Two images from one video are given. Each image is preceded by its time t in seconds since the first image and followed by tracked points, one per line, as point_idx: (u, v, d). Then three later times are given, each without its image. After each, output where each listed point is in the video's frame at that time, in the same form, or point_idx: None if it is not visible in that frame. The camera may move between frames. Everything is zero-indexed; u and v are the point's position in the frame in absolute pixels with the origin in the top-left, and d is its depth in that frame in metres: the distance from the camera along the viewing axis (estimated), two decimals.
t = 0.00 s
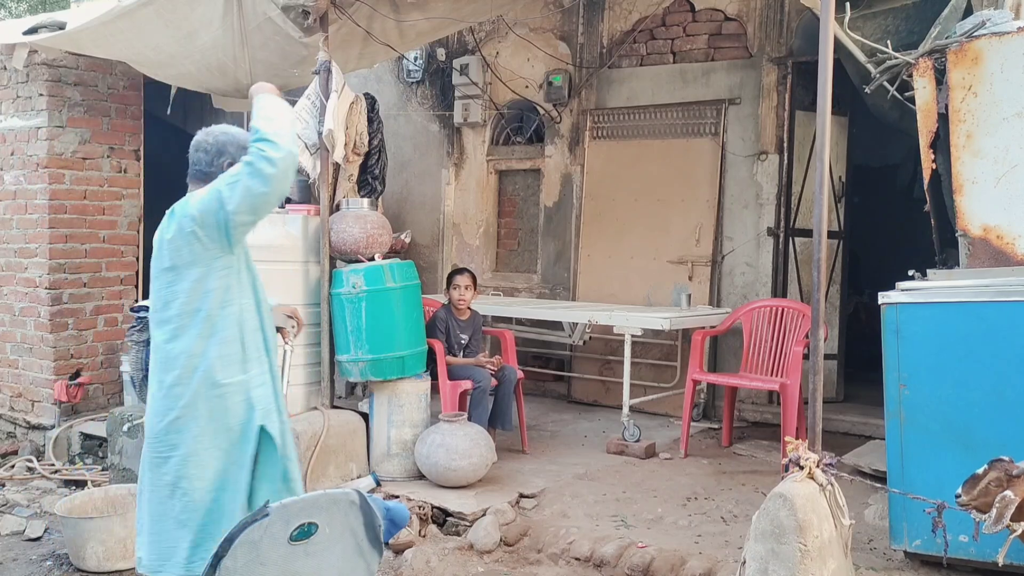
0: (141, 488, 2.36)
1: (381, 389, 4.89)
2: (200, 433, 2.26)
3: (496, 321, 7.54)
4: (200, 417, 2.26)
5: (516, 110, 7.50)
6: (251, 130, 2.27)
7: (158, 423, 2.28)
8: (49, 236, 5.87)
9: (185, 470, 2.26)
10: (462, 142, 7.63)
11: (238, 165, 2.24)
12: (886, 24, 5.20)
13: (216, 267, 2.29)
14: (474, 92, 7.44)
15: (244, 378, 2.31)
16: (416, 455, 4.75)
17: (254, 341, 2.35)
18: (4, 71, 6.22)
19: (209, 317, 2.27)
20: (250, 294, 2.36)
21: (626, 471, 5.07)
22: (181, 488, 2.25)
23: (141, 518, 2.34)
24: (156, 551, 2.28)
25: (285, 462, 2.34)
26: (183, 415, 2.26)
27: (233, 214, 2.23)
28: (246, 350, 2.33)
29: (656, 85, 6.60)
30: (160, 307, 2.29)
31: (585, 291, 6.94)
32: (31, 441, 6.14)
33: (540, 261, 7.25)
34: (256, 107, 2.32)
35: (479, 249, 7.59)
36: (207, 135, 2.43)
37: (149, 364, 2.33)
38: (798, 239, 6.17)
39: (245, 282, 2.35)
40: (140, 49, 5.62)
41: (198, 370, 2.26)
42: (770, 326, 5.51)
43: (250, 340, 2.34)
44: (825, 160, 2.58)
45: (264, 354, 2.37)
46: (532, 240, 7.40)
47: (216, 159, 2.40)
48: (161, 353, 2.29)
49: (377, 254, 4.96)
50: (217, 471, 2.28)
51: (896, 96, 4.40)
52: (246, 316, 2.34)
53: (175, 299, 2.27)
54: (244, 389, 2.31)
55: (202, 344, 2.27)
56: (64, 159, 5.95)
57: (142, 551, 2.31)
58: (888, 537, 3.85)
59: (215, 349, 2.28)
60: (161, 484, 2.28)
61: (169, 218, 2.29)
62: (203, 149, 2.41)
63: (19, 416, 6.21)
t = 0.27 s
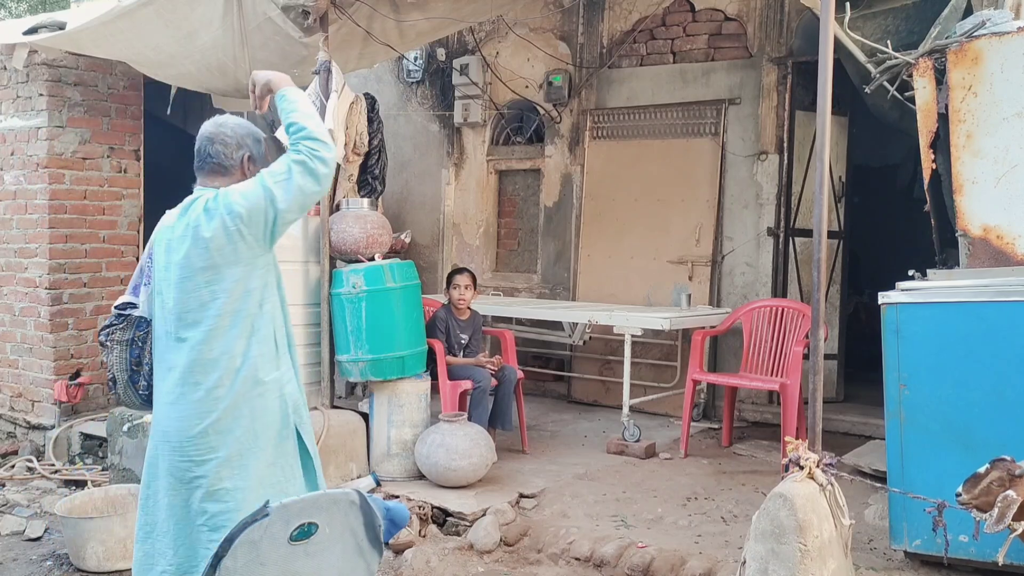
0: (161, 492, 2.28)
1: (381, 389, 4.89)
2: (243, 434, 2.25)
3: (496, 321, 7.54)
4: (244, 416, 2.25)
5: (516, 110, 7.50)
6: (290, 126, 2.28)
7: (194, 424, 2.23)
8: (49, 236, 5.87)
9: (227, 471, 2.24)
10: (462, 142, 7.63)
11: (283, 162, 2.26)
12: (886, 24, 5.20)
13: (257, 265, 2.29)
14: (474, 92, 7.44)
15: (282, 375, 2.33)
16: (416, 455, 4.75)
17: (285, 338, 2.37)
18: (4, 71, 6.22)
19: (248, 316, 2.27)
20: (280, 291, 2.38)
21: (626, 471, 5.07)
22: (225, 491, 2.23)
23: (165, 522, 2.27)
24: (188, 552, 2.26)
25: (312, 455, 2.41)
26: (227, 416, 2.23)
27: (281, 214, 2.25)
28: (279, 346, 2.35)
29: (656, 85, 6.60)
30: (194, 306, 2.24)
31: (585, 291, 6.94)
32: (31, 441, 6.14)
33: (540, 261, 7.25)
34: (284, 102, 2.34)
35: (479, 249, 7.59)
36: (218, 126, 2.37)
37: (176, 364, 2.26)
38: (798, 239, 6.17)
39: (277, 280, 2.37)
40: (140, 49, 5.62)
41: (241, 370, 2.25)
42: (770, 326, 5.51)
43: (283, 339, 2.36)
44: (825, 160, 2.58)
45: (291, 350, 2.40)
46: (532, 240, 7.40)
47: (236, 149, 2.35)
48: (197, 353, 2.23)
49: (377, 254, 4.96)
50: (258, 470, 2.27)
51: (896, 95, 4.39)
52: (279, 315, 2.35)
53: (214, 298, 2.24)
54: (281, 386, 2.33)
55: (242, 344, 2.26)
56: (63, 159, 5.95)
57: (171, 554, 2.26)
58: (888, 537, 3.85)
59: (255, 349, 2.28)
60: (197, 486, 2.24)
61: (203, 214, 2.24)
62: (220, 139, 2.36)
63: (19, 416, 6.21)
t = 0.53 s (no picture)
0: (168, 499, 2.25)
1: (381, 389, 4.89)
2: (262, 438, 2.28)
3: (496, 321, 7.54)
4: (262, 421, 2.28)
5: (516, 110, 7.50)
6: (309, 135, 2.34)
7: (214, 428, 2.24)
8: (49, 236, 5.87)
9: (245, 474, 2.26)
10: (462, 142, 7.62)
11: (306, 170, 2.32)
12: (886, 24, 5.20)
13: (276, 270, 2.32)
14: (474, 92, 7.44)
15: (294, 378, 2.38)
16: (416, 455, 4.75)
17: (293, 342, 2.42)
18: (4, 71, 6.22)
19: (266, 321, 2.31)
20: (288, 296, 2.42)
21: (626, 471, 5.07)
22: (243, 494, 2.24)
23: (172, 529, 2.24)
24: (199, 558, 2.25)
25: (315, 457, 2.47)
26: (246, 420, 2.26)
27: (304, 221, 2.31)
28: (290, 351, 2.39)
29: (656, 85, 6.60)
30: (214, 311, 2.24)
31: (585, 291, 6.94)
32: (31, 441, 6.14)
33: (541, 261, 7.25)
34: (297, 108, 2.38)
35: (479, 249, 7.59)
36: (224, 128, 2.34)
37: (194, 369, 2.24)
38: (798, 239, 6.17)
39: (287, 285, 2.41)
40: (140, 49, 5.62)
41: (261, 375, 2.28)
42: (770, 326, 5.51)
43: (292, 344, 2.41)
44: (825, 160, 2.58)
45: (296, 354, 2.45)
46: (532, 240, 7.40)
47: (249, 152, 2.34)
48: (218, 358, 2.23)
49: (377, 253, 4.96)
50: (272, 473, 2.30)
51: (897, 95, 4.39)
52: (289, 320, 2.40)
53: (236, 303, 2.25)
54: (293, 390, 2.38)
55: (261, 349, 2.29)
56: (64, 159, 5.95)
57: (178, 562, 2.23)
58: (888, 537, 3.85)
59: (272, 353, 2.31)
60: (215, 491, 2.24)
61: (225, 219, 2.23)
62: (232, 142, 2.33)
63: (19, 416, 6.21)
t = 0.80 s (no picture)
0: (190, 507, 2.19)
1: (381, 389, 4.89)
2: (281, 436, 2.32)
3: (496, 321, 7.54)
4: (279, 420, 2.34)
5: (516, 110, 7.51)
6: (301, 146, 2.43)
7: (239, 429, 2.24)
8: (49, 236, 5.87)
9: (267, 472, 2.28)
10: (462, 142, 7.62)
11: (306, 177, 2.41)
12: (886, 24, 5.20)
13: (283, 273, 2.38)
14: (474, 92, 7.44)
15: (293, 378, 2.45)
16: (416, 455, 4.75)
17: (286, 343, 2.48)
18: (4, 71, 6.22)
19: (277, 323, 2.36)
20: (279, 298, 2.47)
21: (626, 471, 5.07)
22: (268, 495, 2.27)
23: (195, 536, 2.19)
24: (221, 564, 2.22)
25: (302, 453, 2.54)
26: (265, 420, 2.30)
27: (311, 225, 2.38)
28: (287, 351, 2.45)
29: (656, 85, 6.60)
30: (236, 315, 2.24)
31: (585, 291, 6.94)
32: (31, 441, 6.14)
33: (540, 261, 7.25)
34: (283, 119, 2.44)
35: (479, 249, 7.59)
36: (220, 133, 2.34)
37: (216, 374, 2.22)
38: (798, 239, 6.17)
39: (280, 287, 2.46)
40: (140, 49, 5.62)
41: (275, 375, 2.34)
42: (770, 326, 5.51)
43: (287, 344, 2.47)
44: (825, 160, 2.58)
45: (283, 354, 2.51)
46: (532, 240, 7.40)
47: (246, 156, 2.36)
48: (241, 362, 2.25)
49: (377, 254, 4.96)
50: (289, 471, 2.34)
51: (897, 95, 4.39)
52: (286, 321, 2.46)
53: (256, 307, 2.27)
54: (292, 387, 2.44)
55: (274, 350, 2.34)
56: (63, 159, 5.95)
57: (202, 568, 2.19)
58: (888, 537, 3.85)
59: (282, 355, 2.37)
60: (240, 492, 2.24)
61: (244, 223, 2.24)
62: (230, 148, 2.34)
63: (19, 416, 6.20)
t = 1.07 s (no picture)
0: (218, 503, 2.17)
1: (381, 389, 4.89)
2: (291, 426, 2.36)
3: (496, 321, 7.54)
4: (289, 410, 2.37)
5: (515, 110, 7.51)
6: (284, 143, 2.49)
7: (261, 421, 2.26)
8: (49, 236, 5.87)
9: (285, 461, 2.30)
10: (462, 142, 7.63)
11: (295, 173, 2.47)
12: (886, 24, 5.20)
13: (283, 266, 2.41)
14: (474, 92, 7.45)
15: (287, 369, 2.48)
16: (416, 455, 4.75)
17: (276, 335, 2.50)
18: (4, 71, 6.22)
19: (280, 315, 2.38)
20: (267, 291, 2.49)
21: (626, 471, 5.07)
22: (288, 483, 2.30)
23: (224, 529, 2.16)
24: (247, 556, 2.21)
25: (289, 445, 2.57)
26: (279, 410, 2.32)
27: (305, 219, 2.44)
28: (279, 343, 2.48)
29: (656, 85, 6.60)
30: (255, 308, 2.25)
31: (585, 291, 6.94)
32: (31, 441, 6.14)
33: (540, 261, 7.25)
34: (265, 115, 2.49)
35: (479, 249, 7.59)
36: (223, 130, 2.34)
37: (239, 367, 2.22)
38: (798, 239, 6.17)
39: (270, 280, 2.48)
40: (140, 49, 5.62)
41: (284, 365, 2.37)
42: (770, 326, 5.51)
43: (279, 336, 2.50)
44: (825, 160, 2.58)
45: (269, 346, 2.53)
46: (532, 240, 7.40)
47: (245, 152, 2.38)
48: (260, 353, 2.26)
49: (377, 253, 4.95)
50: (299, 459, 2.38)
51: (896, 95, 4.39)
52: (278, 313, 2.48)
53: (269, 299, 2.30)
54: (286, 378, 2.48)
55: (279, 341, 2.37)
56: (64, 159, 5.95)
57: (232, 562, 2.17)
58: (888, 537, 3.85)
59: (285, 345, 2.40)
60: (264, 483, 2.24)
61: (261, 218, 2.27)
62: (234, 145, 2.36)
63: (19, 416, 6.21)
